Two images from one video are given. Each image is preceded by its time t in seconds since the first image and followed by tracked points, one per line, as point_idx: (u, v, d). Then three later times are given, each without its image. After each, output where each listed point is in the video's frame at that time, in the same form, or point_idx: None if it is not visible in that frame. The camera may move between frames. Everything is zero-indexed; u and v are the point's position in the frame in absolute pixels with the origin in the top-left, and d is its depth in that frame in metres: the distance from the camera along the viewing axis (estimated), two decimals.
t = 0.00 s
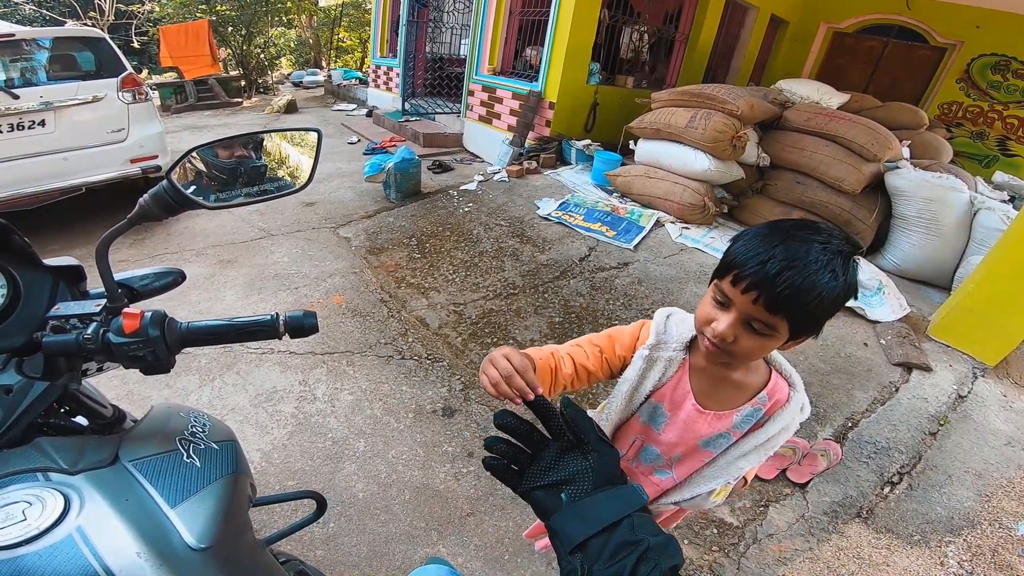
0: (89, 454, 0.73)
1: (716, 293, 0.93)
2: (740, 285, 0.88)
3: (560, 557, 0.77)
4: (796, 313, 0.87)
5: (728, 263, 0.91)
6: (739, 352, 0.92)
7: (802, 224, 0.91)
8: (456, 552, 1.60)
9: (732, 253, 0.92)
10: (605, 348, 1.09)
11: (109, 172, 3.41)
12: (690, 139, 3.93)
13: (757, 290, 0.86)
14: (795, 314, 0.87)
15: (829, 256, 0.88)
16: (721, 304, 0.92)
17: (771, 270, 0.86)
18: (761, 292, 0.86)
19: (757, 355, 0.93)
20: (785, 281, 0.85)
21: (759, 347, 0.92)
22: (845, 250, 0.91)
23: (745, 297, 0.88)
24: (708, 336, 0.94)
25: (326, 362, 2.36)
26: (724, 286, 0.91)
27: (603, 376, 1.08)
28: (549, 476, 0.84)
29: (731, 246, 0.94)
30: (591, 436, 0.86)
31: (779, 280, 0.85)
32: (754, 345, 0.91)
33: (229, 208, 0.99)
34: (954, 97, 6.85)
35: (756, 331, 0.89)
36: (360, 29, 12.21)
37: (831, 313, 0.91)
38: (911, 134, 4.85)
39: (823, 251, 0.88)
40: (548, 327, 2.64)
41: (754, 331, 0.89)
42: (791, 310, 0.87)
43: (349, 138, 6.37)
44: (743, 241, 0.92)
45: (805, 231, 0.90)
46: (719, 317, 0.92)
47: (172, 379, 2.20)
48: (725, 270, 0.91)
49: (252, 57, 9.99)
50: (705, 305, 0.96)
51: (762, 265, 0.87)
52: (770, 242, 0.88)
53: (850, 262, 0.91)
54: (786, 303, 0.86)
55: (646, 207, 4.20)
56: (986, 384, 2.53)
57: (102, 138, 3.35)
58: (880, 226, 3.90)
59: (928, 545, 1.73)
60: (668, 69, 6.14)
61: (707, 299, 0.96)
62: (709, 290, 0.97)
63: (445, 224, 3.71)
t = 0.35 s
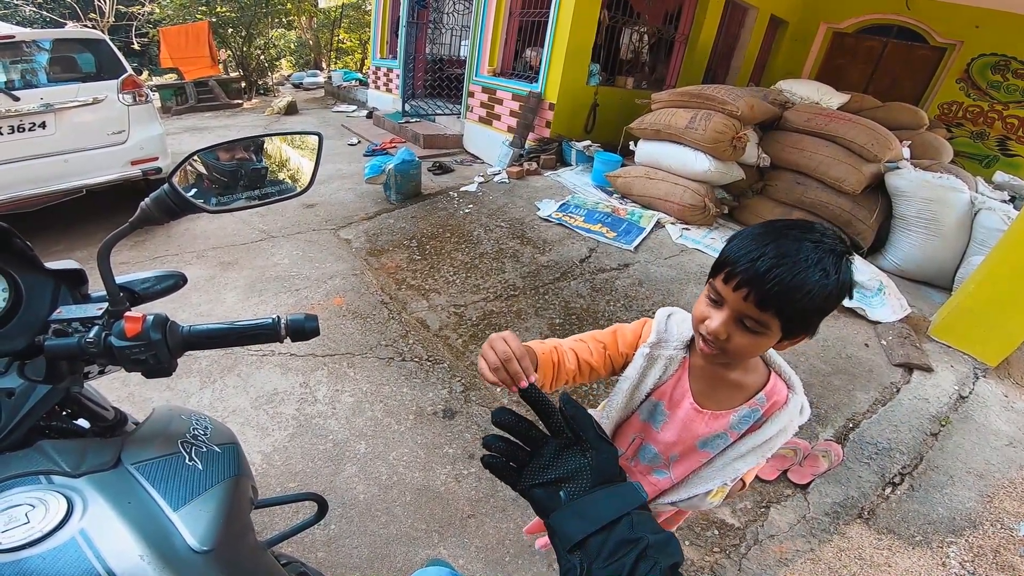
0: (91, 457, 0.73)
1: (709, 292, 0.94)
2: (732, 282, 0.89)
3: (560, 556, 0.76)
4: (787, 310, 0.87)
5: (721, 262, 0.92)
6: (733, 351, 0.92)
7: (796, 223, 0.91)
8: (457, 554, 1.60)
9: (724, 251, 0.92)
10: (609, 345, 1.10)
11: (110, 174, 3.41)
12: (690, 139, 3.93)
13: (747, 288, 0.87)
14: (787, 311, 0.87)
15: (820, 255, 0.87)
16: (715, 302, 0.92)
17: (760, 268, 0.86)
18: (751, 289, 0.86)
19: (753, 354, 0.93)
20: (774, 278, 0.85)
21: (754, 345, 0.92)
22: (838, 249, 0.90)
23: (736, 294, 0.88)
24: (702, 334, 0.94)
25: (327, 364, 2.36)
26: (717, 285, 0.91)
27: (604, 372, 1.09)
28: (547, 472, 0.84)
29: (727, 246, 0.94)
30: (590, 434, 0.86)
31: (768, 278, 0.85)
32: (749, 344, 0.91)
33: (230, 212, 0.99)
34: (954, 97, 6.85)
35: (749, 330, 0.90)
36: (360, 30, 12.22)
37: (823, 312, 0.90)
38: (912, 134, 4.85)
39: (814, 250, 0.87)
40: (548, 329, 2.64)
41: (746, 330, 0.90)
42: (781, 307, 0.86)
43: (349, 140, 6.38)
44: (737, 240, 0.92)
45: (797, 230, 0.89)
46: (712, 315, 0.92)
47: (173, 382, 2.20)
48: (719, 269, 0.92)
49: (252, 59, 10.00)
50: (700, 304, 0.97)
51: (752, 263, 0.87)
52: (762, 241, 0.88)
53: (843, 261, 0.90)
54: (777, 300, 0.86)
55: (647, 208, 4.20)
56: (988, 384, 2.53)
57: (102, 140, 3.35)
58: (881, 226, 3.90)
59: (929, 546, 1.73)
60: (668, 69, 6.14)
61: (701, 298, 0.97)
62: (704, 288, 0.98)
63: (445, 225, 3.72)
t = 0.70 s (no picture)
0: (93, 459, 0.73)
1: (705, 288, 0.94)
2: (727, 278, 0.88)
3: (562, 559, 0.76)
4: (782, 305, 0.87)
5: (716, 258, 0.91)
6: (727, 347, 0.92)
7: (792, 221, 0.91)
8: (458, 556, 1.60)
9: (720, 248, 0.91)
10: (614, 337, 1.08)
11: (112, 176, 3.42)
12: (690, 140, 3.93)
13: (742, 283, 0.86)
14: (780, 307, 0.87)
15: (815, 252, 0.87)
16: (710, 298, 0.92)
17: (755, 265, 0.86)
18: (745, 285, 0.86)
19: (747, 350, 0.93)
20: (767, 273, 0.85)
21: (748, 341, 0.92)
22: (833, 245, 0.90)
23: (730, 290, 0.88)
24: (698, 330, 0.94)
25: (327, 366, 2.36)
26: (713, 280, 0.91)
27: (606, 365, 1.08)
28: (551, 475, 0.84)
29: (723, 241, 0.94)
30: (593, 436, 0.86)
31: (761, 273, 0.85)
32: (743, 340, 0.91)
33: (230, 215, 0.99)
34: (954, 97, 6.85)
35: (743, 325, 0.90)
36: (360, 32, 12.22)
37: (817, 309, 0.90)
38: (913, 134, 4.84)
39: (808, 246, 0.87)
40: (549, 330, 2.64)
41: (743, 325, 0.89)
42: (775, 303, 0.87)
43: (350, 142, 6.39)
44: (733, 237, 0.92)
45: (792, 227, 0.90)
46: (707, 311, 0.92)
47: (174, 384, 2.20)
48: (714, 265, 0.91)
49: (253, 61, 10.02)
50: (696, 300, 0.97)
51: (747, 259, 0.86)
52: (757, 239, 0.88)
53: (838, 257, 0.90)
54: (771, 294, 0.86)
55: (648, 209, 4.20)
56: (990, 385, 2.53)
57: (103, 142, 3.36)
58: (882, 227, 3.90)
59: (933, 547, 1.72)
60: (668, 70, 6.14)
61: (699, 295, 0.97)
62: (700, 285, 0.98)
63: (445, 227, 3.72)
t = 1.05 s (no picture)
0: (94, 460, 0.73)
1: (691, 279, 0.94)
2: (713, 270, 0.89)
3: (564, 559, 0.76)
4: (766, 296, 0.87)
5: (701, 251, 0.92)
6: (715, 336, 0.93)
7: (772, 213, 0.92)
8: (458, 558, 1.59)
9: (705, 241, 0.92)
10: (607, 327, 1.11)
11: (112, 178, 3.42)
12: (690, 141, 3.93)
13: (727, 274, 0.87)
14: (765, 298, 0.87)
15: (796, 242, 0.88)
16: (697, 289, 0.93)
17: (739, 257, 0.86)
18: (730, 276, 0.87)
19: (734, 339, 0.93)
20: (751, 265, 0.85)
21: (734, 331, 0.92)
22: (812, 237, 0.90)
23: (716, 281, 0.88)
24: (686, 322, 0.95)
25: (328, 368, 2.36)
26: (699, 273, 0.91)
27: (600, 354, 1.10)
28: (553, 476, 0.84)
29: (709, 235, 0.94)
30: (595, 436, 0.85)
31: (746, 265, 0.85)
32: (729, 330, 0.91)
33: (230, 217, 0.99)
34: (954, 97, 6.84)
35: (731, 316, 0.90)
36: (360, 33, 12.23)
37: (800, 298, 0.91)
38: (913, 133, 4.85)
39: (789, 238, 0.88)
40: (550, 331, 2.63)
41: (730, 316, 0.90)
42: (761, 293, 0.87)
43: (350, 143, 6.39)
44: (717, 230, 0.92)
45: (772, 219, 0.90)
46: (695, 301, 0.93)
47: (174, 386, 2.20)
48: (699, 258, 0.92)
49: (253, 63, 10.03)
50: (683, 292, 0.97)
51: (732, 251, 0.87)
52: (740, 231, 0.88)
53: (818, 247, 0.90)
54: (755, 285, 0.86)
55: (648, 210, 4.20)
56: (992, 384, 2.52)
57: (103, 144, 3.36)
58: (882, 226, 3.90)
59: (935, 547, 1.71)
60: (667, 71, 6.15)
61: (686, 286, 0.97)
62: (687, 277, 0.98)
63: (446, 228, 3.72)
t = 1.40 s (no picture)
0: (93, 461, 0.73)
1: (667, 276, 0.97)
2: (687, 266, 0.91)
3: (566, 560, 0.76)
4: (738, 285, 0.91)
5: (674, 248, 0.94)
6: (696, 328, 0.95)
7: (732, 208, 0.96)
8: (459, 558, 1.59)
9: (675, 238, 0.95)
10: (592, 331, 1.11)
11: (112, 179, 3.41)
12: (690, 139, 3.93)
13: (700, 268, 0.90)
14: (736, 288, 0.91)
15: (757, 234, 0.92)
16: (673, 285, 0.95)
17: (710, 251, 0.89)
18: (704, 270, 0.89)
19: (713, 328, 0.96)
20: (723, 256, 0.88)
21: (713, 320, 0.94)
22: (769, 228, 0.95)
23: (692, 275, 0.91)
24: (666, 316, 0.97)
25: (328, 368, 2.35)
26: (674, 269, 0.94)
27: (590, 358, 1.10)
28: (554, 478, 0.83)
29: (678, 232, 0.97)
30: (598, 437, 0.85)
31: (718, 258, 0.88)
32: (708, 320, 0.94)
33: (230, 217, 0.99)
34: (953, 95, 6.84)
35: (708, 307, 0.92)
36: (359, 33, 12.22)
37: (766, 285, 0.95)
38: (913, 132, 4.85)
39: (751, 230, 0.92)
40: (550, 331, 2.63)
41: (707, 307, 0.92)
42: (733, 283, 0.90)
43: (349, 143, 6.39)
44: (687, 227, 0.95)
45: (734, 213, 0.94)
46: (673, 296, 0.95)
47: (174, 387, 2.20)
48: (672, 255, 0.94)
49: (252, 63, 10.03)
50: (660, 287, 0.99)
51: (703, 246, 0.90)
52: (709, 227, 0.92)
53: (775, 237, 0.95)
54: (728, 275, 0.89)
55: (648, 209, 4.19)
56: (993, 382, 2.52)
57: (102, 145, 3.35)
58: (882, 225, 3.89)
59: (937, 546, 1.71)
60: (667, 70, 6.15)
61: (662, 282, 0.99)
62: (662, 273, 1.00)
63: (446, 228, 3.72)
